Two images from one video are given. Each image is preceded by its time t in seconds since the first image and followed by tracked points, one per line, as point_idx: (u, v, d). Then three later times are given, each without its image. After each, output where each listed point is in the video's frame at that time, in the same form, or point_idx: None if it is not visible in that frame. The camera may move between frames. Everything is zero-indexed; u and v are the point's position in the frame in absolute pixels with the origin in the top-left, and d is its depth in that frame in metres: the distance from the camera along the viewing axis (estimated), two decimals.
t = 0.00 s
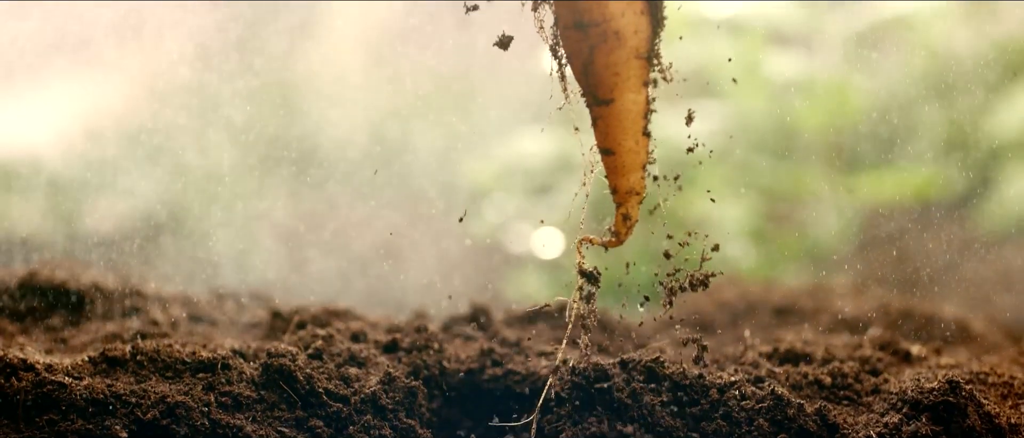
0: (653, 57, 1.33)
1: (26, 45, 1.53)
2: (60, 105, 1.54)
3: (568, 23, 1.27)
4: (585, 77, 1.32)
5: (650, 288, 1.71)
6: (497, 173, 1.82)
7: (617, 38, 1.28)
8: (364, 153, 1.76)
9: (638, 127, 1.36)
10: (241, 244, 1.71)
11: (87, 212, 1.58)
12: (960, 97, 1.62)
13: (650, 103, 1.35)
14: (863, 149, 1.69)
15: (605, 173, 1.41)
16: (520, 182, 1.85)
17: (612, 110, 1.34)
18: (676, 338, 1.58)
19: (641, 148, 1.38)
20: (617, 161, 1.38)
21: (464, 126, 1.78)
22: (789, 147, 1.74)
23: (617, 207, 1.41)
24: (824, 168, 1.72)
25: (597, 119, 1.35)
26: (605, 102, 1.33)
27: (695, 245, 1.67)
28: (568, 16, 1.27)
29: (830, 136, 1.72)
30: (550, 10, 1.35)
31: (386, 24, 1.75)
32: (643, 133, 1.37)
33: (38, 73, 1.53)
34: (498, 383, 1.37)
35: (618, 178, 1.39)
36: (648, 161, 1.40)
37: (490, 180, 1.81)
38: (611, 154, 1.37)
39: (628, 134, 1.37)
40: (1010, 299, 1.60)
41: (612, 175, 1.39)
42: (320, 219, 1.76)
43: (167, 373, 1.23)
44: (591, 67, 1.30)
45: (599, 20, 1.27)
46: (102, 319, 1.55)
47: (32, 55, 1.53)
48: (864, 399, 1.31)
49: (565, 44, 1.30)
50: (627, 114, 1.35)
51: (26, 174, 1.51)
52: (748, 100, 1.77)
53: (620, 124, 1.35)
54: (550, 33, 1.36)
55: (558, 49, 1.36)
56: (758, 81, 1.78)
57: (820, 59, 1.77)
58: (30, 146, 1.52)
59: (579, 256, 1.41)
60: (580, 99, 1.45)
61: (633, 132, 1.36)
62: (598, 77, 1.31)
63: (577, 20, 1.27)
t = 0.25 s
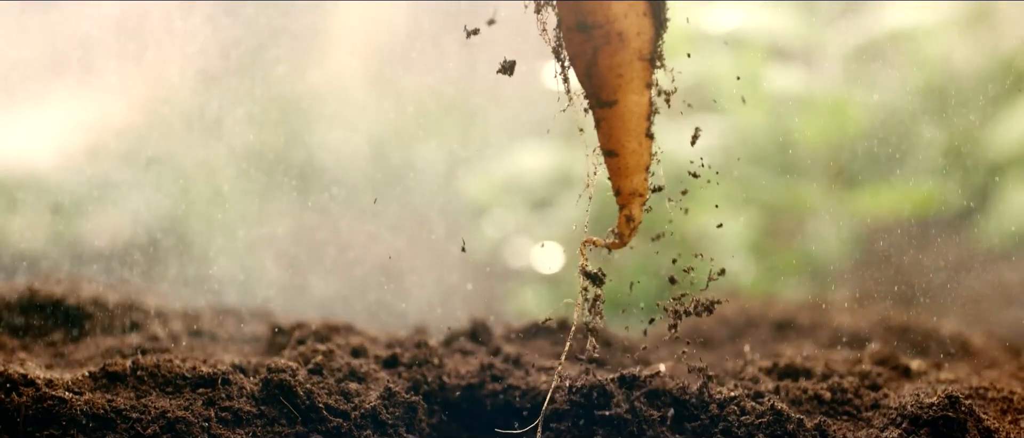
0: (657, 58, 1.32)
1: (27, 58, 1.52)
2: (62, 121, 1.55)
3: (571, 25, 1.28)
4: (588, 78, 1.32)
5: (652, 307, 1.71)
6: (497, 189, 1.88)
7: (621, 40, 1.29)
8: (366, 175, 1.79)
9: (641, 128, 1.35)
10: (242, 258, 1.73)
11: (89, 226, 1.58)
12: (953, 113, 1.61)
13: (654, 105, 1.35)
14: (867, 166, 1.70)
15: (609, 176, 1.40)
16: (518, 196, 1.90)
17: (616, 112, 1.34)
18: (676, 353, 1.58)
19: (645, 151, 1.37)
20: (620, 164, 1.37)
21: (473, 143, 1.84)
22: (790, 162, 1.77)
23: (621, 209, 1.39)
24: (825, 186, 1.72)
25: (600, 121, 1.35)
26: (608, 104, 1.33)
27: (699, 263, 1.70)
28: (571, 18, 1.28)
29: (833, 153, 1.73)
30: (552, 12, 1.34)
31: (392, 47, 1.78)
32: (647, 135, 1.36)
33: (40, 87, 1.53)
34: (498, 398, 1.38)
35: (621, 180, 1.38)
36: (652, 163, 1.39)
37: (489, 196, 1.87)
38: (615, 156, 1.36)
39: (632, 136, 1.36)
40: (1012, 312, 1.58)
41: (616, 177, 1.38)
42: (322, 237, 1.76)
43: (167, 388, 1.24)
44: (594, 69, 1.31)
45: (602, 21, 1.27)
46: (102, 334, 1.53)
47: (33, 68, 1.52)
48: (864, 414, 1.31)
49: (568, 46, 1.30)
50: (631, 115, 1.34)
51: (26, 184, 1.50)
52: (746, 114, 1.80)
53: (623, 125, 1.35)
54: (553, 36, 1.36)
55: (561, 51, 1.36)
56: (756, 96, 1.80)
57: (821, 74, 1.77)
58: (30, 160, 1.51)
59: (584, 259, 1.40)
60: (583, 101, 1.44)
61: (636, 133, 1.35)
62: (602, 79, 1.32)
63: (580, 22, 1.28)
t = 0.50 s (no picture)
0: (658, 60, 1.38)
1: (24, 73, 1.53)
2: (61, 132, 1.56)
3: (574, 27, 1.33)
4: (592, 81, 1.37)
5: (658, 315, 1.72)
6: (495, 202, 1.83)
7: (624, 42, 1.33)
8: (371, 193, 1.80)
9: (643, 129, 1.41)
10: (243, 272, 1.73)
11: (90, 240, 1.59)
12: (951, 127, 1.62)
13: (655, 107, 1.41)
14: (868, 180, 1.72)
15: (612, 176, 1.47)
16: (520, 212, 1.84)
17: (619, 114, 1.39)
18: (676, 368, 1.62)
19: (647, 152, 1.43)
20: (623, 165, 1.44)
21: (475, 160, 1.84)
22: (790, 177, 1.78)
23: (624, 209, 1.46)
24: (822, 202, 1.74)
25: (603, 122, 1.40)
26: (611, 106, 1.39)
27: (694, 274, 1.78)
28: (574, 21, 1.32)
29: (834, 168, 1.74)
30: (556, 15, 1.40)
31: (395, 66, 1.84)
32: (649, 136, 1.43)
33: (39, 99, 1.54)
34: (499, 414, 1.38)
35: (623, 181, 1.45)
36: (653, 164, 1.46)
37: (486, 211, 1.82)
38: (617, 158, 1.42)
39: (634, 137, 1.42)
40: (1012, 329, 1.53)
41: (618, 178, 1.45)
42: (325, 255, 1.78)
43: (167, 403, 1.26)
44: (598, 72, 1.35)
45: (605, 24, 1.32)
46: (99, 349, 1.53)
47: (30, 81, 1.54)
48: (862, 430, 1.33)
49: (572, 49, 1.35)
50: (633, 117, 1.40)
51: (25, 197, 1.50)
52: (743, 127, 1.81)
53: (626, 127, 1.40)
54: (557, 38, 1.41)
55: (564, 54, 1.41)
56: (757, 109, 1.81)
57: (819, 88, 1.78)
58: (29, 172, 1.51)
59: (586, 258, 1.47)
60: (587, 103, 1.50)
61: (638, 135, 1.42)
62: (605, 81, 1.37)
63: (584, 25, 1.32)
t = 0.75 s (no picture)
0: (661, 64, 1.41)
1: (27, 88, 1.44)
2: (61, 149, 1.52)
3: (576, 30, 1.37)
4: (594, 83, 1.39)
5: (659, 330, 1.74)
6: (500, 215, 1.86)
7: (625, 44, 1.37)
8: (376, 210, 1.80)
9: (646, 132, 1.44)
10: (244, 289, 1.74)
11: (94, 255, 1.61)
12: (949, 139, 1.63)
13: (657, 109, 1.43)
14: (869, 194, 1.72)
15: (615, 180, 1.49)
16: (521, 228, 1.88)
17: (621, 117, 1.41)
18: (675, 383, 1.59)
19: (650, 155, 1.45)
20: (626, 168, 1.46)
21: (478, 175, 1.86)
22: (790, 191, 1.79)
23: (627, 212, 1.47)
24: (824, 217, 1.76)
25: (606, 125, 1.42)
26: (613, 108, 1.41)
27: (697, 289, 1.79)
28: (575, 23, 1.37)
29: (834, 182, 1.76)
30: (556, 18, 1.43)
31: (400, 78, 1.80)
32: (652, 139, 1.45)
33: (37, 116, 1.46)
34: (500, 429, 1.40)
35: (626, 184, 1.47)
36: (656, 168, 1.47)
37: (490, 223, 1.86)
38: (620, 161, 1.44)
39: (637, 140, 1.44)
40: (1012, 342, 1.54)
41: (621, 182, 1.47)
42: (327, 273, 1.79)
43: (167, 420, 1.26)
44: (599, 74, 1.39)
45: (607, 27, 1.36)
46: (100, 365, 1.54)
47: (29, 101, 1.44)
48: None
49: (573, 51, 1.39)
50: (635, 119, 1.42)
51: (27, 212, 1.50)
52: (744, 140, 1.82)
53: (629, 129, 1.42)
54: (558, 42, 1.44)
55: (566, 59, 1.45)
56: (759, 124, 1.83)
57: (821, 103, 1.81)
58: (30, 188, 1.50)
59: (588, 260, 1.48)
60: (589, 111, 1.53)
61: (640, 138, 1.43)
62: (607, 83, 1.39)
63: (586, 28, 1.37)
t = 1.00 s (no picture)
0: (663, 66, 1.45)
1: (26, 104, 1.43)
2: (61, 163, 1.52)
3: (578, 33, 1.40)
4: (596, 86, 1.43)
5: (661, 345, 1.77)
6: (500, 230, 1.87)
7: (626, 47, 1.41)
8: (378, 222, 1.82)
9: (648, 134, 1.48)
10: (246, 304, 1.74)
11: (87, 268, 1.58)
12: (951, 155, 1.59)
13: (659, 112, 1.47)
14: (869, 210, 1.73)
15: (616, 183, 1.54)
16: (522, 242, 1.91)
17: (623, 119, 1.45)
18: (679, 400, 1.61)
19: (651, 158, 1.50)
20: (628, 171, 1.50)
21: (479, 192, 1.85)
22: (785, 206, 1.82)
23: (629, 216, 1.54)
24: (823, 231, 1.78)
25: (608, 128, 1.46)
26: (614, 112, 1.45)
27: (697, 302, 1.80)
28: (576, 25, 1.40)
29: (833, 200, 1.78)
30: (558, 21, 1.44)
31: (400, 91, 1.81)
32: (653, 143, 1.49)
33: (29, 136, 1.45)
34: None
35: (627, 187, 1.52)
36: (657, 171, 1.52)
37: (490, 238, 1.87)
38: (622, 164, 1.49)
39: (639, 145, 1.49)
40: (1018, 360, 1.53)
41: (622, 184, 1.51)
42: (332, 280, 1.79)
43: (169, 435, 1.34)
44: (602, 77, 1.42)
45: (609, 29, 1.39)
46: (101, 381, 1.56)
47: (23, 120, 1.42)
48: None
49: (576, 54, 1.42)
50: (637, 122, 1.46)
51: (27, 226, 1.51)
52: (742, 156, 1.83)
53: (630, 133, 1.47)
54: (559, 45, 1.45)
55: (567, 61, 1.47)
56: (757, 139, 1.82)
57: (821, 118, 1.79)
58: (30, 203, 1.51)
59: (591, 264, 1.56)
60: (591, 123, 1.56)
61: (642, 141, 1.48)
62: (610, 86, 1.43)
63: (587, 31, 1.40)
